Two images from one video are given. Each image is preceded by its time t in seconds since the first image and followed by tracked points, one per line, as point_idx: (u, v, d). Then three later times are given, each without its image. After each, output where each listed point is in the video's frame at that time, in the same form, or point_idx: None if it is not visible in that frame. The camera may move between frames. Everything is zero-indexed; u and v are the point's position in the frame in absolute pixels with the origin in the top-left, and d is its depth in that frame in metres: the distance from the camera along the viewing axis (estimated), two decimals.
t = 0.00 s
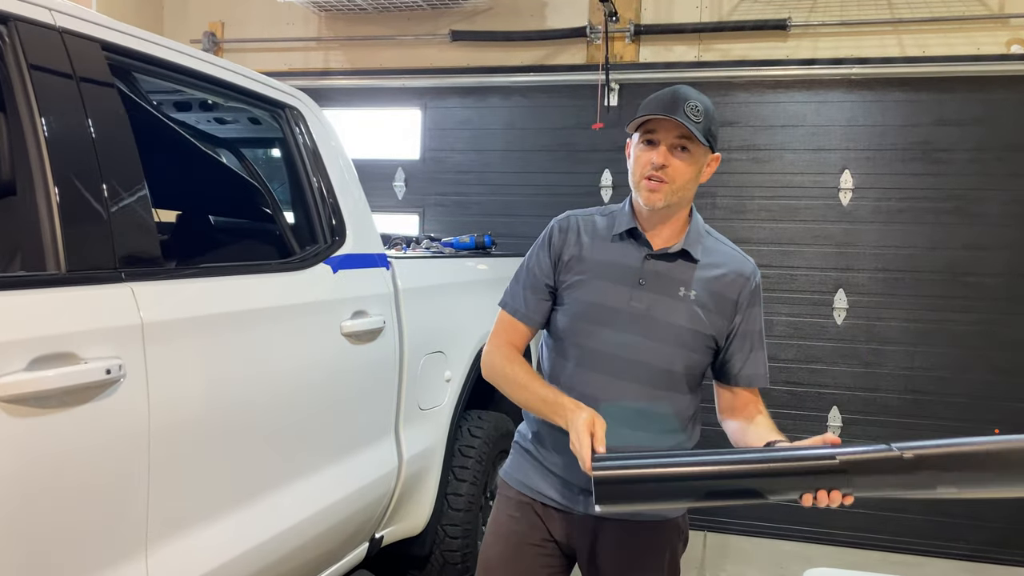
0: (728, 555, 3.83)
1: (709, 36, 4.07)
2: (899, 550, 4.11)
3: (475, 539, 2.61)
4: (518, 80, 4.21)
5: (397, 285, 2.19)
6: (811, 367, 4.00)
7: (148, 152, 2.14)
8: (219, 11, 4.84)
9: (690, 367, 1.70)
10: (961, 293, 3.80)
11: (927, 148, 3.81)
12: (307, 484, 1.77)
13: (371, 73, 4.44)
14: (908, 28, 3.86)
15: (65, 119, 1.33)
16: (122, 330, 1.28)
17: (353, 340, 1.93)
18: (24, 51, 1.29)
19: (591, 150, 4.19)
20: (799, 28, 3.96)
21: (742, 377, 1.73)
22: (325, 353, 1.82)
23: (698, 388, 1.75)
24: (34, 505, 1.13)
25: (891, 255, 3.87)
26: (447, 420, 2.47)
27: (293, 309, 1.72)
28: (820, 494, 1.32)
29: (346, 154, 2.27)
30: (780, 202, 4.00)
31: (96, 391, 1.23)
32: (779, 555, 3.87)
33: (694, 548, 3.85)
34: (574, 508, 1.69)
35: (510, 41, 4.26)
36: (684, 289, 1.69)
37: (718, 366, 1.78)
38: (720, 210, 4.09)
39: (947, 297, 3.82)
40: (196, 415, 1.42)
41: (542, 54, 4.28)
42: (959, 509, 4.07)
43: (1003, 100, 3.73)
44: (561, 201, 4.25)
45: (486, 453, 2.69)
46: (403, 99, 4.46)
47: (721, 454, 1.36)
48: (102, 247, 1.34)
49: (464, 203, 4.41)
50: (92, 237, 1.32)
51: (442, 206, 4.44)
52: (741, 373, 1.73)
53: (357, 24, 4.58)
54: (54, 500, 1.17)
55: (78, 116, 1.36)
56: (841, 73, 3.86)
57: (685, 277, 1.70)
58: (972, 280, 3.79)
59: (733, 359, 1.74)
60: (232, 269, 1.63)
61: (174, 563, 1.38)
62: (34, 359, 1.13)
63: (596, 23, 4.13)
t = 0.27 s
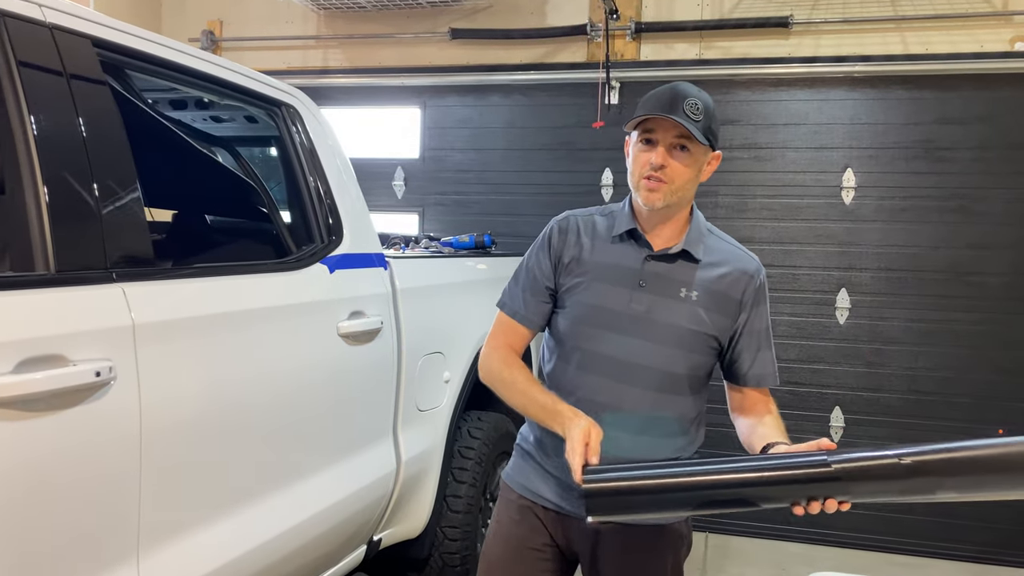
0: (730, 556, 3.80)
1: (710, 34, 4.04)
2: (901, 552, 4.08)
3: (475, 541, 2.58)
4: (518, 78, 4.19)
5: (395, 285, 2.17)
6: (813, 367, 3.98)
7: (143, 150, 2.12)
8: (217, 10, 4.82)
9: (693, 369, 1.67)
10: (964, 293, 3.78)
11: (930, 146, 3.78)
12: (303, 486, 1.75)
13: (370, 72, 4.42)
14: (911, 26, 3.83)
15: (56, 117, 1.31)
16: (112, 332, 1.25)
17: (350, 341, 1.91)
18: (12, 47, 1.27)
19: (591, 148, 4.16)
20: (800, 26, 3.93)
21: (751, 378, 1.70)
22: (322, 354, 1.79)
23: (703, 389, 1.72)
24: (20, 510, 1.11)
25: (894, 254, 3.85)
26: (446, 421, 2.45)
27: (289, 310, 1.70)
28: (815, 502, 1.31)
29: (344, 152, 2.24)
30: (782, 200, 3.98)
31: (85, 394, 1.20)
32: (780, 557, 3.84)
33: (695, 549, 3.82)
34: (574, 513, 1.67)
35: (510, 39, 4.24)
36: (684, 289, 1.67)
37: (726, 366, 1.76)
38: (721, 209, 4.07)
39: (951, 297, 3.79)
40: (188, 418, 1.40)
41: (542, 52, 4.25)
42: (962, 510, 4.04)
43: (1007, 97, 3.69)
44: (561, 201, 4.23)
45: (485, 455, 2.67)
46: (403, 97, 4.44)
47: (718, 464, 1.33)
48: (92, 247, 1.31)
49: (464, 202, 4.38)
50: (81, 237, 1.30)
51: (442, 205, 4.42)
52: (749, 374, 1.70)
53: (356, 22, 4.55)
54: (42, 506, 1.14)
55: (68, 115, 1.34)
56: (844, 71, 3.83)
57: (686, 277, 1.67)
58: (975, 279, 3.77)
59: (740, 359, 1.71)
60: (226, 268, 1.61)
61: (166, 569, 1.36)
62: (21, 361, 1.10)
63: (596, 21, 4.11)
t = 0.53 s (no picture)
0: (733, 557, 3.78)
1: (712, 32, 4.01)
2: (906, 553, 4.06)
3: (476, 542, 2.57)
4: (519, 76, 4.17)
5: (395, 284, 2.15)
6: (816, 366, 3.95)
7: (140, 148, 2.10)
8: (218, 8, 4.81)
9: (690, 366, 1.63)
10: (969, 292, 3.75)
11: (934, 144, 3.76)
12: (302, 488, 1.73)
13: (371, 70, 4.41)
14: (915, 23, 3.80)
15: (49, 115, 1.29)
16: (106, 332, 1.23)
17: (349, 341, 1.89)
18: (5, 42, 1.25)
19: (593, 146, 4.14)
20: (804, 23, 3.91)
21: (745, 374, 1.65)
22: (320, 355, 1.77)
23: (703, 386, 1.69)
24: (11, 514, 1.09)
25: (898, 253, 3.82)
26: (446, 421, 2.43)
27: (286, 309, 1.68)
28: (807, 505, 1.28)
29: (343, 150, 2.22)
30: (785, 199, 3.95)
31: (78, 395, 1.18)
32: (783, 558, 3.82)
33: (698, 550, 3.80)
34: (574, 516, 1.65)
35: (512, 36, 4.21)
36: (678, 285, 1.63)
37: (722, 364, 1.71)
38: (724, 208, 4.04)
39: (956, 296, 3.77)
40: (183, 419, 1.38)
41: (543, 50, 4.22)
42: (967, 511, 4.01)
43: (1011, 95, 3.67)
44: (563, 199, 4.20)
45: (486, 455, 2.65)
46: (404, 95, 4.42)
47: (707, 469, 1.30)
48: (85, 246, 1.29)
49: (465, 201, 4.36)
50: (74, 235, 1.28)
51: (443, 204, 4.40)
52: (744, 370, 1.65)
53: (356, 20, 4.53)
54: (34, 509, 1.12)
55: (62, 112, 1.32)
56: (847, 68, 3.80)
57: (679, 273, 1.64)
58: (979, 278, 3.74)
59: (733, 353, 1.66)
60: (224, 268, 1.59)
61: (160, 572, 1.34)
62: (11, 362, 1.08)
63: (598, 18, 4.09)
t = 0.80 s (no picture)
0: (737, 558, 3.75)
1: (717, 29, 3.98)
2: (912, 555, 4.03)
3: (478, 544, 2.55)
4: (523, 75, 4.15)
5: (396, 285, 2.13)
6: (821, 367, 3.92)
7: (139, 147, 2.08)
8: (219, 6, 4.79)
9: (685, 364, 1.61)
10: (976, 292, 3.72)
11: (941, 143, 3.73)
12: (302, 491, 1.71)
13: (373, 69, 4.40)
14: (922, 20, 3.76)
15: (44, 114, 1.27)
16: (103, 334, 1.21)
17: (350, 342, 1.87)
18: None
19: (597, 145, 4.12)
20: (809, 21, 3.88)
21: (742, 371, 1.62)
22: (320, 356, 1.76)
23: (701, 385, 1.66)
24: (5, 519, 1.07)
25: (904, 253, 3.79)
26: (449, 422, 2.41)
27: (287, 310, 1.66)
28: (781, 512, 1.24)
29: (344, 150, 2.20)
30: (790, 198, 3.92)
31: (73, 397, 1.16)
32: (788, 559, 3.79)
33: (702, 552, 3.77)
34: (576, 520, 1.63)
35: (515, 35, 4.19)
36: (671, 282, 1.62)
37: (719, 363, 1.68)
38: (729, 207, 4.01)
39: (962, 296, 3.74)
40: (181, 422, 1.36)
41: (547, 48, 4.20)
42: (974, 512, 3.98)
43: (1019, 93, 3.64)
44: (566, 199, 4.18)
45: (489, 457, 2.63)
46: (407, 94, 4.40)
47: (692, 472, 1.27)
48: (81, 247, 1.27)
49: (468, 200, 4.34)
50: (70, 234, 1.26)
51: (446, 204, 4.38)
52: (742, 367, 1.62)
53: (359, 18, 4.51)
54: (28, 513, 1.10)
55: (58, 111, 1.30)
56: (853, 67, 3.78)
57: (671, 270, 1.62)
58: (987, 278, 3.71)
59: (729, 351, 1.63)
60: (223, 268, 1.57)
61: None
62: (6, 365, 1.07)
63: (601, 17, 4.07)
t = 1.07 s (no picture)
0: (743, 560, 3.72)
1: (723, 27, 3.95)
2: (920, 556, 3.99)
3: (481, 544, 2.53)
4: (527, 73, 4.13)
5: (398, 283, 2.11)
6: (828, 366, 3.89)
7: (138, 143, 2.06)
8: (223, 4, 4.78)
9: (678, 356, 1.59)
10: (985, 292, 3.69)
11: (950, 141, 3.69)
12: (302, 491, 1.69)
13: (377, 67, 4.38)
14: (930, 17, 3.73)
15: (41, 111, 1.26)
16: (99, 332, 1.20)
17: (352, 341, 1.85)
18: None
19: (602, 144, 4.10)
20: (816, 19, 3.85)
21: (733, 361, 1.59)
22: (321, 355, 1.74)
23: (694, 379, 1.64)
24: None
25: (912, 252, 3.76)
26: (452, 422, 2.39)
27: (287, 308, 1.64)
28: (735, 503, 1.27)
29: (347, 147, 2.18)
30: (797, 197, 3.89)
31: (69, 396, 1.15)
32: (794, 561, 3.76)
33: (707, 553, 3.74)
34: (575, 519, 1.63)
35: (520, 32, 4.17)
36: (659, 274, 1.61)
37: (712, 356, 1.65)
38: (735, 206, 3.98)
39: (971, 295, 3.70)
40: (180, 421, 1.34)
41: (551, 46, 4.17)
42: (983, 513, 3.94)
43: None
44: (571, 197, 4.16)
45: (492, 457, 2.60)
46: (411, 92, 4.38)
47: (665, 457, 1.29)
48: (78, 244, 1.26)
49: (472, 199, 4.32)
50: (66, 232, 1.24)
51: (450, 202, 4.36)
52: (732, 357, 1.59)
53: (363, 16, 4.50)
54: (22, 512, 1.09)
55: (55, 109, 1.29)
56: (860, 64, 3.75)
57: (659, 262, 1.62)
58: (996, 277, 3.68)
59: (720, 342, 1.61)
60: (222, 266, 1.56)
61: None
62: None
63: (606, 14, 4.04)
